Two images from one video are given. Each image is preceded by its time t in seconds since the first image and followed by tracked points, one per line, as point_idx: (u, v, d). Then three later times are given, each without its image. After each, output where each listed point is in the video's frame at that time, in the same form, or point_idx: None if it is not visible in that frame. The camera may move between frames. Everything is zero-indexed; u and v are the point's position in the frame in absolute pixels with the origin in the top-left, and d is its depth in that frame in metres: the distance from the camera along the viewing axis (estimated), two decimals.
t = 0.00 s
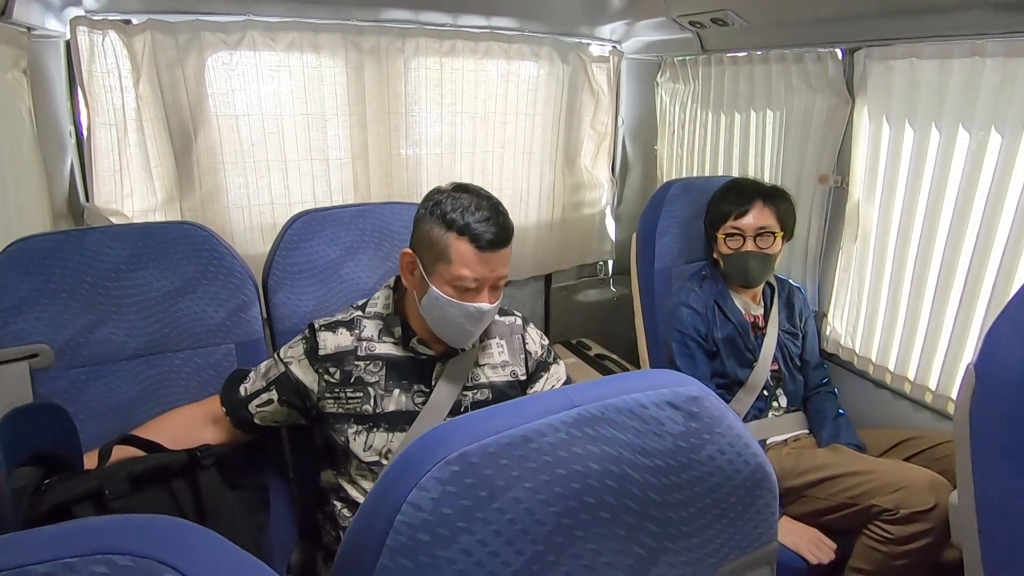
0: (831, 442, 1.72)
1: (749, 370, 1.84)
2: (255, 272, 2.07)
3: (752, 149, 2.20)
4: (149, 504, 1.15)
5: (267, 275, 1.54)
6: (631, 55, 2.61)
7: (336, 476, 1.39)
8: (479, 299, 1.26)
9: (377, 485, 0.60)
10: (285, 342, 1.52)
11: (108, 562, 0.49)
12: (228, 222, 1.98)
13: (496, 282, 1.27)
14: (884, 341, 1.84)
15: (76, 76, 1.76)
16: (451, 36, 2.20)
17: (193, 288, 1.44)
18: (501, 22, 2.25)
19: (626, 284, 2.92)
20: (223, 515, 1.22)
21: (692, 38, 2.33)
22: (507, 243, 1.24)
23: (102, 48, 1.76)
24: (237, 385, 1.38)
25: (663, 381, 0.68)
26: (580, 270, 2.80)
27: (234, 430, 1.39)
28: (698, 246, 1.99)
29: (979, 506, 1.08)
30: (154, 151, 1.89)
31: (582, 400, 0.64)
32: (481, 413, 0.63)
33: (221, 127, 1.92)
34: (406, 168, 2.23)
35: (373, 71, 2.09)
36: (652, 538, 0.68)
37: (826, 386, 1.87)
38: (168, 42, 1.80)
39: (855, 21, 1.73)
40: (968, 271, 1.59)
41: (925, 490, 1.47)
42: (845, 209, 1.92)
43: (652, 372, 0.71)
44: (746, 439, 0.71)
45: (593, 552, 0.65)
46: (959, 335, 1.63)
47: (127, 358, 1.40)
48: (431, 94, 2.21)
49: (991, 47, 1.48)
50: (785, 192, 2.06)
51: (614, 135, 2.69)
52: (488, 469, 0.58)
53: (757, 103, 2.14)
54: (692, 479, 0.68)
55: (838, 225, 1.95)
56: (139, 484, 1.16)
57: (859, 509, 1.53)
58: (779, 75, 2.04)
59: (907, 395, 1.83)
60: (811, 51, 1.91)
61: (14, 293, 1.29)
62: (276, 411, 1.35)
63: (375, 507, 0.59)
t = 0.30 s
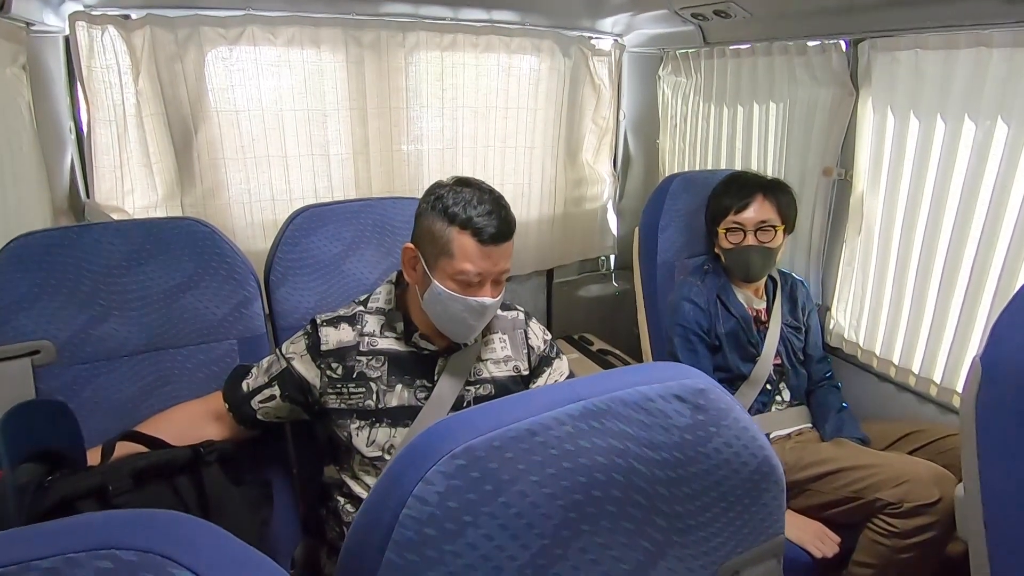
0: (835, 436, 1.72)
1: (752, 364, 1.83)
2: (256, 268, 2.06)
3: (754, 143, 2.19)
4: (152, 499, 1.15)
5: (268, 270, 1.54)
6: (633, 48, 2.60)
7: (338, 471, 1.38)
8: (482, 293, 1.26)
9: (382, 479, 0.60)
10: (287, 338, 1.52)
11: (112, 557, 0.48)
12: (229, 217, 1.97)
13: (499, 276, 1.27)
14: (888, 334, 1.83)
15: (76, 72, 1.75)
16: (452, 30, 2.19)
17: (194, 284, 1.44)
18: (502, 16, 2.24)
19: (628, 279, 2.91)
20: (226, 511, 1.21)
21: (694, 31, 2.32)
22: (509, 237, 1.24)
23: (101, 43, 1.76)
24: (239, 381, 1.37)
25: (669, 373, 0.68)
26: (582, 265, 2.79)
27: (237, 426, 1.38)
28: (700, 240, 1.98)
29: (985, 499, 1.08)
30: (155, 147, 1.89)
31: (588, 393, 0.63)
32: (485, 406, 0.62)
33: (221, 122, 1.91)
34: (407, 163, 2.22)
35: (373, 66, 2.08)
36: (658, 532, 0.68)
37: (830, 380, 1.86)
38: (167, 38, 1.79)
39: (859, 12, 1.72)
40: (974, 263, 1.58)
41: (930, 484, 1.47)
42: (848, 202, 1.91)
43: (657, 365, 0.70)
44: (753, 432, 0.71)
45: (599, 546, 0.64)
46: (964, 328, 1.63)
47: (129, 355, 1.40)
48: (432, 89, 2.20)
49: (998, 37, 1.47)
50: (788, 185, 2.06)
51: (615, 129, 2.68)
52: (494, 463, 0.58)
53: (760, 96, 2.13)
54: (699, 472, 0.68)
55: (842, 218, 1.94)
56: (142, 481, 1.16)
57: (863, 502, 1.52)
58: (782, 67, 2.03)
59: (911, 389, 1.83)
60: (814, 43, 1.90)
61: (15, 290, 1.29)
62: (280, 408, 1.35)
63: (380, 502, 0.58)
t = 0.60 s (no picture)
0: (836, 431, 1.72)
1: (753, 360, 1.83)
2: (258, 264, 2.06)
3: (755, 138, 2.19)
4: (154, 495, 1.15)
5: (269, 266, 1.54)
6: (634, 42, 2.59)
7: (340, 466, 1.38)
8: (483, 289, 1.25)
9: (384, 474, 0.60)
10: (288, 333, 1.52)
11: (114, 552, 0.48)
12: (230, 213, 1.97)
13: (500, 272, 1.27)
14: (890, 329, 1.83)
15: (76, 68, 1.75)
16: (453, 25, 2.19)
17: (195, 279, 1.44)
18: (503, 10, 2.23)
19: (630, 275, 2.91)
20: (228, 506, 1.22)
21: (696, 25, 2.31)
22: (511, 232, 1.24)
23: (101, 39, 1.76)
24: (241, 377, 1.37)
25: (671, 369, 0.67)
26: (583, 261, 2.79)
27: (239, 421, 1.39)
28: (702, 235, 1.98)
29: (987, 494, 1.08)
30: (155, 143, 1.89)
31: (590, 388, 0.63)
32: (488, 401, 0.62)
33: (221, 117, 1.91)
34: (408, 158, 2.22)
35: (374, 61, 2.08)
36: (661, 527, 0.68)
37: (831, 375, 1.86)
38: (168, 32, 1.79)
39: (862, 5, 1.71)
40: (976, 258, 1.58)
41: (932, 479, 1.47)
42: (851, 197, 1.91)
43: (659, 360, 0.70)
44: (755, 427, 0.71)
45: (601, 541, 0.64)
46: (966, 323, 1.62)
47: (131, 351, 1.40)
48: (433, 84, 2.20)
49: (1002, 30, 1.47)
50: (790, 180, 2.05)
51: (617, 124, 2.67)
52: (497, 458, 0.58)
53: (762, 91, 2.12)
54: (701, 467, 0.68)
55: (844, 213, 1.94)
56: (145, 476, 1.16)
57: (864, 497, 1.53)
58: (784, 62, 2.02)
59: (913, 384, 1.82)
60: (816, 37, 1.90)
61: (16, 286, 1.29)
62: (282, 403, 1.35)
63: (382, 496, 0.58)
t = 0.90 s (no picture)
0: (836, 433, 1.73)
1: (753, 362, 1.84)
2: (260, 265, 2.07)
3: (756, 140, 2.19)
4: (158, 496, 1.16)
5: (272, 268, 1.54)
6: (636, 44, 2.60)
7: (342, 468, 1.38)
8: (483, 290, 1.26)
9: (388, 477, 0.61)
10: (290, 335, 1.52)
11: (124, 554, 0.49)
12: (233, 214, 1.98)
13: (500, 273, 1.27)
14: (890, 332, 1.84)
15: (80, 69, 1.76)
16: (455, 27, 2.19)
17: (198, 281, 1.44)
18: (505, 13, 2.24)
19: (631, 276, 2.92)
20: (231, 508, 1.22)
21: (697, 28, 2.31)
22: (510, 233, 1.24)
23: (105, 40, 1.76)
24: (243, 378, 1.38)
25: (672, 373, 0.68)
26: (584, 262, 2.80)
27: (241, 422, 1.39)
28: (702, 238, 1.98)
29: (986, 497, 1.08)
30: (158, 144, 1.89)
31: (592, 392, 0.64)
32: (491, 405, 0.63)
33: (224, 119, 1.91)
34: (410, 160, 2.23)
35: (376, 63, 2.09)
36: (662, 530, 0.68)
37: (831, 378, 1.87)
38: (171, 34, 1.79)
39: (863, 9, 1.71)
40: (975, 262, 1.58)
41: (931, 482, 1.47)
42: (851, 200, 1.91)
43: (661, 364, 0.71)
44: (755, 431, 0.71)
45: (602, 544, 0.65)
46: (965, 326, 1.63)
47: (134, 352, 1.41)
48: (434, 85, 2.20)
49: (1002, 35, 1.47)
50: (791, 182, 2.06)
51: (618, 125, 2.67)
52: (500, 462, 0.59)
53: (763, 94, 2.13)
54: (702, 471, 0.68)
55: (845, 215, 1.94)
56: (149, 476, 1.17)
57: (864, 500, 1.53)
58: (785, 65, 2.03)
59: (912, 386, 1.83)
60: (817, 41, 1.90)
61: (21, 288, 1.30)
62: (283, 404, 1.35)
63: (386, 499, 0.59)
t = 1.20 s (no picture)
0: (835, 434, 1.74)
1: (753, 362, 1.84)
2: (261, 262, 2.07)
3: (758, 141, 2.20)
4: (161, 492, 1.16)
5: (274, 265, 1.55)
6: (637, 44, 2.60)
7: (343, 465, 1.40)
8: (488, 288, 1.27)
9: (390, 475, 0.61)
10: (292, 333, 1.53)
11: (130, 549, 0.50)
12: (234, 211, 1.98)
13: (505, 271, 1.28)
14: (889, 333, 1.84)
15: (82, 65, 1.76)
16: (457, 26, 2.20)
17: (200, 278, 1.45)
18: (507, 12, 2.24)
19: (631, 275, 2.92)
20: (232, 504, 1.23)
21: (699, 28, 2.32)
22: (515, 232, 1.25)
23: (108, 37, 1.77)
24: (245, 375, 1.38)
25: (672, 374, 0.69)
26: (584, 261, 2.80)
27: (243, 419, 1.40)
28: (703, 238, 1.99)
29: (983, 499, 1.09)
30: (160, 141, 1.89)
31: (592, 392, 0.64)
32: (492, 405, 0.63)
33: (226, 116, 1.92)
34: (412, 158, 2.23)
35: (378, 61, 2.09)
36: (660, 529, 0.69)
37: (830, 378, 1.88)
38: (175, 31, 1.80)
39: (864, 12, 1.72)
40: (975, 264, 1.59)
41: (929, 482, 1.48)
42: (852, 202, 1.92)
43: (660, 365, 0.71)
44: (753, 432, 0.72)
45: (601, 542, 0.66)
46: (964, 328, 1.64)
47: (137, 348, 1.41)
48: (436, 84, 2.21)
49: (1002, 38, 1.48)
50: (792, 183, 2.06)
51: (619, 124, 2.68)
52: (501, 460, 0.59)
53: (764, 95, 2.13)
54: (700, 471, 0.69)
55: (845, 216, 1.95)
56: (150, 473, 1.17)
57: (862, 500, 1.54)
58: (786, 66, 2.03)
59: (911, 388, 1.83)
60: (818, 42, 1.91)
61: (24, 284, 1.30)
62: (285, 401, 1.36)
63: (389, 497, 0.60)
